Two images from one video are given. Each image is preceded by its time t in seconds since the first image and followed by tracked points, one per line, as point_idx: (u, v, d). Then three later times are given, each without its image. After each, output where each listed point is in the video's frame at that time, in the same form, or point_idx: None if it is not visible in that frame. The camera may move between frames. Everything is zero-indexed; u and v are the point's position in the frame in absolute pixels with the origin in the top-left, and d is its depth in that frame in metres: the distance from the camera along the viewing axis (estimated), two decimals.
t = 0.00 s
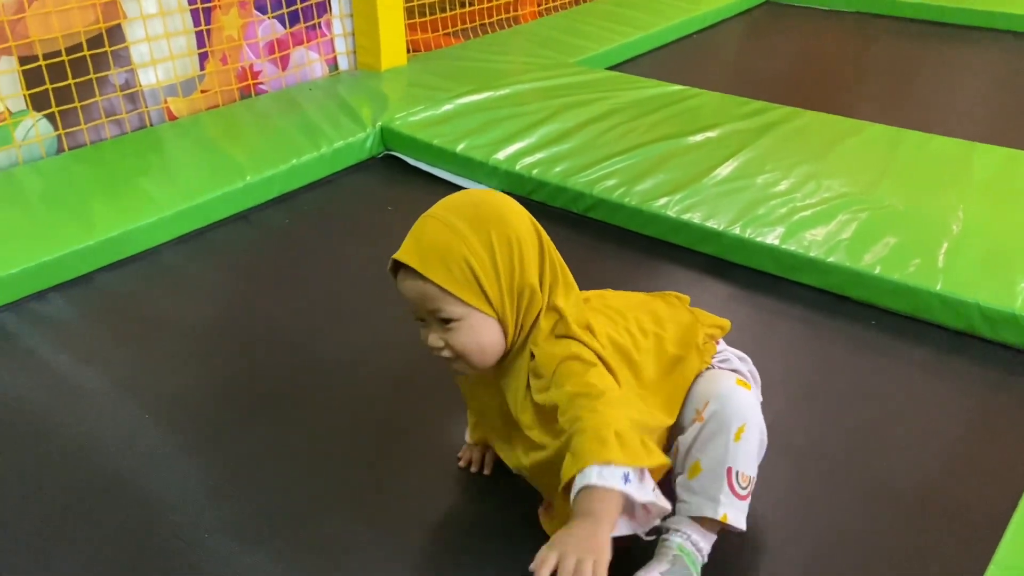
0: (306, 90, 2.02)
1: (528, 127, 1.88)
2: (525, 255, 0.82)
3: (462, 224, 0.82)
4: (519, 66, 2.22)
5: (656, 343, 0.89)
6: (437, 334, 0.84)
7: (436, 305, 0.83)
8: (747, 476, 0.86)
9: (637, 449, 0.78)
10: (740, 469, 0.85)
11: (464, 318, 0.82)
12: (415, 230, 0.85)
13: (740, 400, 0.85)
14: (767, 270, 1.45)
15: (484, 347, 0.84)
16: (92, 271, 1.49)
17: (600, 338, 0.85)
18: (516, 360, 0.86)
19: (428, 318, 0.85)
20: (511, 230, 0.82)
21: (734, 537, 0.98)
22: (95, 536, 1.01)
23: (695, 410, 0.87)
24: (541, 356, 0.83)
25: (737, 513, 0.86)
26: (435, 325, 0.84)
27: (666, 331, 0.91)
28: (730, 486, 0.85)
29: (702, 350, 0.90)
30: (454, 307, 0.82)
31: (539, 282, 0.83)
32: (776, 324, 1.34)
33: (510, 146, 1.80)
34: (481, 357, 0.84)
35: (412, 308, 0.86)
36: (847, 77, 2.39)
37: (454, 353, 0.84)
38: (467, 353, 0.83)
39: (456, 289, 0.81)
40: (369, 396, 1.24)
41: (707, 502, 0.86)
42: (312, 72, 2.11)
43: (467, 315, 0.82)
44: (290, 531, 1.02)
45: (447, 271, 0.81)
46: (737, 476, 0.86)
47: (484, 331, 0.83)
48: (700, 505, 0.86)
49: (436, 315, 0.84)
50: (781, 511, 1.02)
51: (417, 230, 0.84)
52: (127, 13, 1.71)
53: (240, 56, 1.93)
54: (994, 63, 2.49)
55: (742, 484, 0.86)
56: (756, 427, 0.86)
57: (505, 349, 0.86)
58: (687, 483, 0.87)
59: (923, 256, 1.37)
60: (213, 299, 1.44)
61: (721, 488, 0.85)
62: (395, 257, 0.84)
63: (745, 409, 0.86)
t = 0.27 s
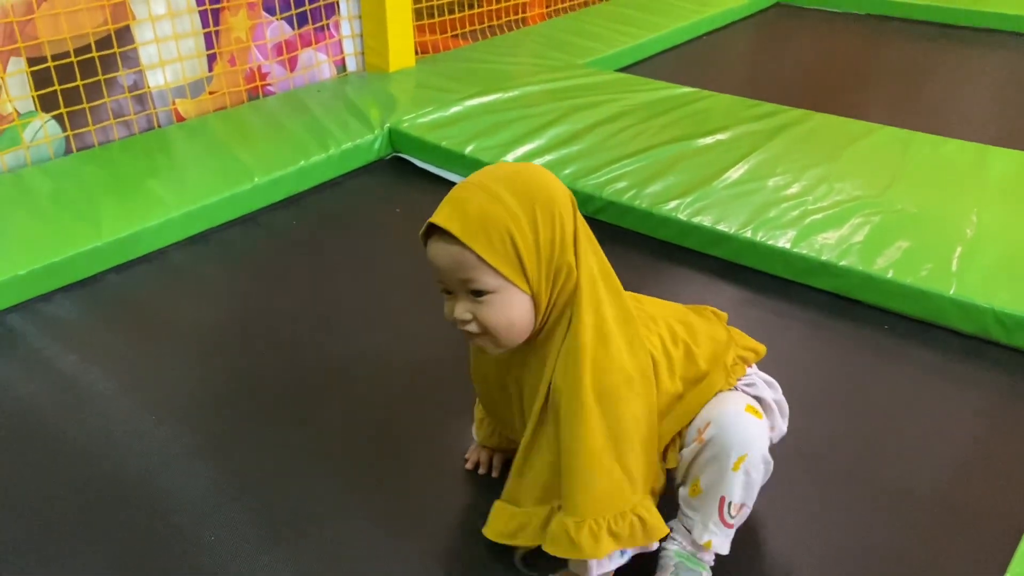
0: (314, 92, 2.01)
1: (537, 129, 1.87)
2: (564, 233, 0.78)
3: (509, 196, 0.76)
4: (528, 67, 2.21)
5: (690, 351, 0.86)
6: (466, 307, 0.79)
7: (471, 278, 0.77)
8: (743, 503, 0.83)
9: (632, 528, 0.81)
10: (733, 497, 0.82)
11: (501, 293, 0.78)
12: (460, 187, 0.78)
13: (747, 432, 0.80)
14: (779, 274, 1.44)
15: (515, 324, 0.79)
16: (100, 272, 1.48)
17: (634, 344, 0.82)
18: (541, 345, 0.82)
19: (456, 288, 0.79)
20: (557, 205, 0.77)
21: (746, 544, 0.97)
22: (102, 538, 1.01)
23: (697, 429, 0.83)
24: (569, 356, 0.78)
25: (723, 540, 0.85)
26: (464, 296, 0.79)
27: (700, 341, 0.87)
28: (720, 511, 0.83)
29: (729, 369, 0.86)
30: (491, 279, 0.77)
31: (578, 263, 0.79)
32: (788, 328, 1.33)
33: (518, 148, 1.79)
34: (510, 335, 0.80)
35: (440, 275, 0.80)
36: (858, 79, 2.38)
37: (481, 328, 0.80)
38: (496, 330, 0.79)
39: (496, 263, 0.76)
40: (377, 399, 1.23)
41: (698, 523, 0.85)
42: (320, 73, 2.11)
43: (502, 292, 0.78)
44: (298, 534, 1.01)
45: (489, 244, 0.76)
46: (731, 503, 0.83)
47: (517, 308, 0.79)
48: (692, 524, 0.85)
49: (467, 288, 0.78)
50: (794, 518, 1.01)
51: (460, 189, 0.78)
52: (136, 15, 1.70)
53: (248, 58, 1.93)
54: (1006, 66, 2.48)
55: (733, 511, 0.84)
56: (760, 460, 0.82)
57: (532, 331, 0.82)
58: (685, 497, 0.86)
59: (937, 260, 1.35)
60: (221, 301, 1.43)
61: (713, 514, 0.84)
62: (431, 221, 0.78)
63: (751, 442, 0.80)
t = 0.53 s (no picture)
0: (320, 98, 2.02)
1: (542, 135, 1.87)
2: (600, 245, 0.75)
3: (549, 201, 0.73)
4: (533, 73, 2.21)
5: (702, 382, 0.82)
6: (490, 312, 0.76)
7: (499, 282, 0.74)
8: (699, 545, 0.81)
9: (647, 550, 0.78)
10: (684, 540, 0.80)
11: (528, 304, 0.75)
12: (500, 183, 0.75)
13: (695, 486, 0.77)
14: (784, 280, 1.43)
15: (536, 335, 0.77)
16: (105, 276, 1.49)
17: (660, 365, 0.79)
18: (560, 354, 0.80)
19: (480, 289, 0.76)
20: (596, 216, 0.75)
21: (749, 553, 0.97)
22: (104, 542, 1.01)
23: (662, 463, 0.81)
24: (586, 370, 0.76)
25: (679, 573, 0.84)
26: (487, 299, 0.76)
27: (715, 374, 0.84)
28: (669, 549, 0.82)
29: (732, 408, 0.82)
30: (520, 287, 0.74)
31: (607, 276, 0.76)
32: (793, 334, 1.32)
33: (523, 153, 1.79)
34: (530, 347, 0.77)
35: (464, 275, 0.76)
36: (864, 85, 2.37)
37: (501, 335, 0.77)
38: (516, 340, 0.76)
39: (527, 269, 0.73)
40: (381, 404, 1.23)
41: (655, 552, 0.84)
42: (326, 79, 2.11)
43: (530, 301, 0.75)
44: (301, 539, 1.01)
45: (524, 249, 0.73)
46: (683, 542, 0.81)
47: (541, 319, 0.76)
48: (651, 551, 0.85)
49: (492, 290, 0.75)
50: (797, 526, 1.00)
51: (500, 186, 0.75)
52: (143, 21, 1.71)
53: (254, 63, 1.93)
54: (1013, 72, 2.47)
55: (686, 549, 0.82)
56: (716, 515, 0.78)
57: (553, 341, 0.79)
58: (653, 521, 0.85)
59: (943, 267, 1.34)
60: (224, 305, 1.43)
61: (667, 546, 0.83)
62: (463, 215, 0.74)
63: (705, 497, 0.77)
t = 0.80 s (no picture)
0: (327, 102, 2.02)
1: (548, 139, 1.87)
2: (627, 241, 0.73)
3: (584, 180, 0.70)
4: (539, 78, 2.21)
5: (705, 385, 0.80)
6: (500, 286, 0.72)
7: (518, 256, 0.70)
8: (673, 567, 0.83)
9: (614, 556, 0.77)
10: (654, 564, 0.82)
11: (541, 286, 0.71)
12: (538, 153, 0.71)
13: (653, 509, 0.77)
14: (791, 284, 1.43)
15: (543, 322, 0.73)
16: (114, 280, 1.49)
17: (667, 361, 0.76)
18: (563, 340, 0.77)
19: (495, 260, 0.72)
20: (629, 211, 0.72)
21: (757, 557, 0.97)
22: (113, 544, 1.01)
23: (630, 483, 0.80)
24: (590, 365, 0.74)
25: None
26: (501, 272, 0.72)
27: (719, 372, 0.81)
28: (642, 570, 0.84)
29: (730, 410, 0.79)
30: (538, 265, 0.70)
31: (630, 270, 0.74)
32: (800, 338, 1.32)
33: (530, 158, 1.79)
34: (532, 332, 0.73)
35: (480, 241, 0.72)
36: (870, 90, 2.37)
37: (505, 314, 0.72)
38: (521, 323, 0.72)
39: (550, 249, 0.70)
40: (388, 407, 1.23)
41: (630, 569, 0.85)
42: (333, 84, 2.12)
43: (545, 283, 0.71)
44: (310, 542, 1.01)
45: (550, 226, 0.69)
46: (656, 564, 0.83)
47: (551, 305, 0.72)
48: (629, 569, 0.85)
49: (508, 263, 0.71)
50: (805, 530, 1.00)
51: (537, 158, 0.71)
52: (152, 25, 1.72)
53: (262, 68, 1.94)
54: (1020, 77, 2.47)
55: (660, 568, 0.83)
56: (679, 547, 0.79)
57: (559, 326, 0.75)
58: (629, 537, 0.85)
59: (951, 270, 1.34)
60: (232, 308, 1.44)
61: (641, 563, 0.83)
62: (492, 179, 0.70)
63: (664, 532, 0.78)
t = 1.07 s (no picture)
0: (333, 111, 2.03)
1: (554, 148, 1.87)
2: (678, 118, 0.65)
3: (642, 43, 0.62)
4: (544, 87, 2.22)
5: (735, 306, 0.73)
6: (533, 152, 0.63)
7: (558, 115, 0.62)
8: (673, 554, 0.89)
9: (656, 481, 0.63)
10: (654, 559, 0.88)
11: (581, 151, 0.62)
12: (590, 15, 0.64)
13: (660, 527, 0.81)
14: (796, 293, 1.43)
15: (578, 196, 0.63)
16: (121, 288, 1.50)
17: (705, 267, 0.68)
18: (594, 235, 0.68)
19: (531, 123, 0.63)
20: (684, 88, 0.65)
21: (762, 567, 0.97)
22: (119, 552, 1.01)
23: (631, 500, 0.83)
24: (632, 249, 0.64)
25: None
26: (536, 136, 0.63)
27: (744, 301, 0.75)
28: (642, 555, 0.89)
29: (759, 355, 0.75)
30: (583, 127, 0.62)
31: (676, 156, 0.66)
32: (805, 347, 1.32)
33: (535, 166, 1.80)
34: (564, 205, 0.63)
35: (515, 105, 0.63)
36: (875, 98, 2.37)
37: (535, 187, 0.63)
38: (551, 195, 0.63)
39: (597, 108, 0.61)
40: (393, 415, 1.24)
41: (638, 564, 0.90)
42: (339, 93, 2.13)
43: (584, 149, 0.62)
44: (316, 551, 1.02)
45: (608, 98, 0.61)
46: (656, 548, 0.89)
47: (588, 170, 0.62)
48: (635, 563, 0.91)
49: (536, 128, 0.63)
50: (810, 540, 1.00)
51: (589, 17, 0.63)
52: (159, 35, 1.73)
53: (269, 77, 1.95)
54: None
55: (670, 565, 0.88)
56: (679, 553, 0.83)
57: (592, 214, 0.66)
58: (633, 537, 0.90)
59: (955, 279, 1.34)
60: (238, 316, 1.44)
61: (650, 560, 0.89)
62: (541, 30, 0.62)
63: (667, 543, 0.83)
